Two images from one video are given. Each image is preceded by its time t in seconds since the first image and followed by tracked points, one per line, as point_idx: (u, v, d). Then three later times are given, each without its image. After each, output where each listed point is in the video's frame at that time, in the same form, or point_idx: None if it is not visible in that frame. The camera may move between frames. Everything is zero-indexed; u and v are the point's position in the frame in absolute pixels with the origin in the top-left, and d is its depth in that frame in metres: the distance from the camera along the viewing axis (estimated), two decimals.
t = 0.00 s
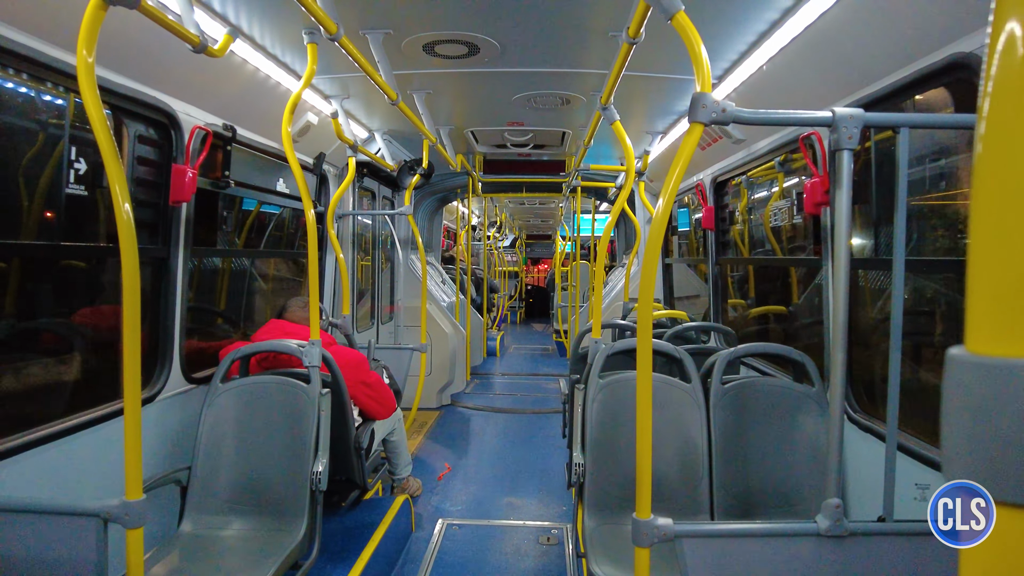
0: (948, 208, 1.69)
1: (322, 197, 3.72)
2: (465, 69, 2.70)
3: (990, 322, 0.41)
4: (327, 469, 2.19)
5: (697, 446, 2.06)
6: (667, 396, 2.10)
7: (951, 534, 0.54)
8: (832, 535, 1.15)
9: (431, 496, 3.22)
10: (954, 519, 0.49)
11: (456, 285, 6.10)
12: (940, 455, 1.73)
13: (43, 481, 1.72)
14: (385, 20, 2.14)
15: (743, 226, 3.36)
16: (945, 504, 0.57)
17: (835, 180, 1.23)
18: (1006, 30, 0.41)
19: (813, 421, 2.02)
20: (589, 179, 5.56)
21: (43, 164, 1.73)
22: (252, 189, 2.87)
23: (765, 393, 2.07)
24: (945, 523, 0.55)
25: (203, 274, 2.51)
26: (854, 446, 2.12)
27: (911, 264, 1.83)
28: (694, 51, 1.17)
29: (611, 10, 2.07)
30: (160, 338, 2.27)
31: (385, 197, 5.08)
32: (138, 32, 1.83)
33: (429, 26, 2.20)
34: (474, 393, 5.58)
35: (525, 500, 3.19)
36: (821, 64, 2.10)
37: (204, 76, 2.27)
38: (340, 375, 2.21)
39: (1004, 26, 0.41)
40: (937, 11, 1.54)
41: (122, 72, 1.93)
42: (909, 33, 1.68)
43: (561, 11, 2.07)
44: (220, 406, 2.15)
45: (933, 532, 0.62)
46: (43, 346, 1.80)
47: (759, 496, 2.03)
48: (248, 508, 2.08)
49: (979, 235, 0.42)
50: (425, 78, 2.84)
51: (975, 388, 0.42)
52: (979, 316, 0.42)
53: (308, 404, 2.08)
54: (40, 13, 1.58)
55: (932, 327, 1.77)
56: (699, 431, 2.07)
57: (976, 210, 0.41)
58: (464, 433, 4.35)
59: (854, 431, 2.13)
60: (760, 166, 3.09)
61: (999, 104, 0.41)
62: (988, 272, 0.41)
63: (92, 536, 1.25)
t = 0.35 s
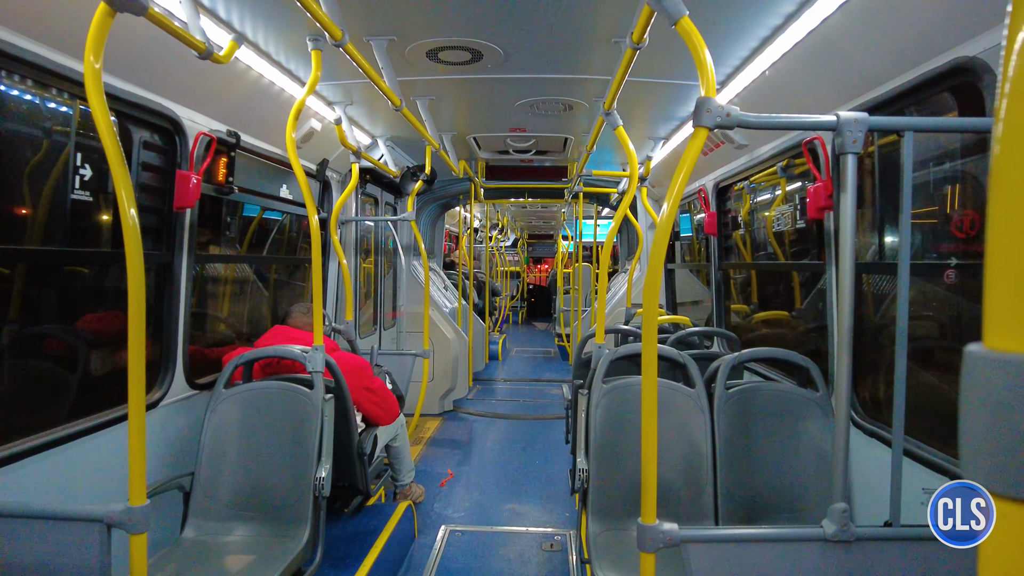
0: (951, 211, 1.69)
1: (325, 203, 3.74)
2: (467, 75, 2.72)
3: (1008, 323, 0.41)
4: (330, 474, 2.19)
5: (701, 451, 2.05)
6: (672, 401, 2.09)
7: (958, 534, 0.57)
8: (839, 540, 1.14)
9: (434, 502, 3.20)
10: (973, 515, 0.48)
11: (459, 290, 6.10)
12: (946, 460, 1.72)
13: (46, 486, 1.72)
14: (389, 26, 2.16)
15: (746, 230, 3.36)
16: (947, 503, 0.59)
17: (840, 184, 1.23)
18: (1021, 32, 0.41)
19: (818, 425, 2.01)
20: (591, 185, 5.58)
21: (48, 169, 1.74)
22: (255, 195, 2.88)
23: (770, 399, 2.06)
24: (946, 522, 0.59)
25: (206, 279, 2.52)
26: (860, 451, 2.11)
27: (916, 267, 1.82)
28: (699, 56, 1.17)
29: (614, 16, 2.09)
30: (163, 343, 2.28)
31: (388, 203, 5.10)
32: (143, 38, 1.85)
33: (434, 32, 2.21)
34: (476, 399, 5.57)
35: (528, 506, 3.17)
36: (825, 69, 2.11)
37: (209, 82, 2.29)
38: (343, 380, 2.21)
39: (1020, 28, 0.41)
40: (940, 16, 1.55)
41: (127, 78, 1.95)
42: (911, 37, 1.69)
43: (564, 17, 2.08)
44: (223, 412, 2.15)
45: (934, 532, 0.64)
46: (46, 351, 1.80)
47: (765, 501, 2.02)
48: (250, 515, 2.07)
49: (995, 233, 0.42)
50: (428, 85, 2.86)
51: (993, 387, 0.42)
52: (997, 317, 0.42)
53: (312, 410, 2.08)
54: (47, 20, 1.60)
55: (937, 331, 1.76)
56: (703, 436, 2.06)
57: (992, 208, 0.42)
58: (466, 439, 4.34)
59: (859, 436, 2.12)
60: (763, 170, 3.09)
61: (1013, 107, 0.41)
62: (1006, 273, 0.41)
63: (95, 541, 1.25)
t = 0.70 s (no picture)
0: (951, 214, 1.69)
1: (325, 205, 3.75)
2: (466, 77, 2.72)
3: (998, 331, 0.41)
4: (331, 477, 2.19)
5: (702, 453, 2.05)
6: (672, 403, 2.09)
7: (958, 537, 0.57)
8: (839, 543, 1.14)
9: (435, 503, 3.20)
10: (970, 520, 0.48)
11: (460, 291, 6.09)
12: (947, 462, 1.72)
13: (46, 490, 1.72)
14: (388, 30, 2.16)
15: (747, 231, 3.36)
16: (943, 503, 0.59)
17: (839, 187, 1.23)
18: (1014, 38, 0.41)
19: (819, 427, 2.01)
20: (591, 186, 5.59)
21: (48, 173, 1.74)
22: (256, 198, 2.89)
23: (770, 401, 2.05)
24: (946, 523, 0.57)
25: (206, 282, 2.52)
26: (860, 453, 2.10)
27: (916, 269, 1.82)
28: (697, 60, 1.17)
29: (613, 18, 2.08)
30: (164, 346, 2.28)
31: (388, 204, 5.10)
32: (142, 42, 1.85)
33: (432, 35, 2.22)
34: (477, 400, 5.57)
35: (529, 508, 3.17)
36: (824, 70, 2.11)
37: (209, 85, 2.29)
38: (344, 383, 2.21)
39: (1011, 34, 0.41)
40: (938, 19, 1.55)
41: (127, 82, 1.95)
42: (910, 39, 1.68)
43: (563, 19, 2.08)
44: (224, 415, 2.15)
45: (934, 533, 0.64)
46: (47, 355, 1.80)
47: (766, 504, 2.01)
48: (250, 517, 2.07)
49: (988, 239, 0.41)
50: (428, 87, 2.86)
51: (987, 397, 0.41)
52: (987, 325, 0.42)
53: (312, 413, 2.08)
54: (46, 25, 1.60)
55: (937, 333, 1.76)
56: (703, 438, 2.06)
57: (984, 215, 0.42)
58: (467, 440, 4.34)
59: (860, 437, 2.12)
60: (764, 171, 3.09)
61: (1006, 112, 0.41)
62: (998, 281, 0.41)
63: (95, 544, 1.25)
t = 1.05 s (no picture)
0: (956, 208, 1.68)
1: (327, 199, 3.75)
2: (469, 71, 2.71)
3: (1007, 321, 0.40)
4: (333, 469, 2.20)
5: (703, 448, 2.05)
6: (673, 397, 2.09)
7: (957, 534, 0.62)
8: (841, 536, 1.14)
9: (437, 497, 3.21)
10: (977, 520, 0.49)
11: (461, 286, 6.08)
12: (950, 456, 1.71)
13: (50, 481, 1.73)
14: (390, 22, 2.15)
15: (749, 226, 3.34)
16: (946, 502, 0.62)
17: (842, 179, 1.23)
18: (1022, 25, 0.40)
19: (821, 422, 2.00)
20: (593, 181, 5.58)
21: (51, 165, 1.75)
22: (258, 191, 2.88)
23: (771, 395, 2.05)
24: (946, 522, 0.63)
25: (209, 275, 2.53)
26: (862, 447, 2.10)
27: (919, 263, 1.81)
28: (701, 51, 1.16)
29: (616, 11, 2.07)
30: (166, 339, 2.29)
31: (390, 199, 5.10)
32: (144, 34, 1.85)
33: (434, 28, 2.21)
34: (478, 395, 5.57)
35: (530, 501, 3.18)
36: (828, 63, 2.09)
37: (211, 78, 2.29)
38: (346, 376, 2.22)
39: (1019, 21, 0.40)
40: (944, 10, 1.54)
41: (129, 75, 1.95)
42: (915, 32, 1.67)
43: (566, 12, 2.07)
44: (226, 407, 2.16)
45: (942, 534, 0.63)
46: (50, 348, 1.81)
47: (767, 498, 2.01)
48: (253, 509, 2.09)
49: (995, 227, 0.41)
50: (429, 80, 2.86)
51: (991, 387, 0.41)
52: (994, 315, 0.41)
53: (314, 405, 2.09)
54: (47, 17, 1.60)
55: (940, 328, 1.75)
56: (705, 432, 2.06)
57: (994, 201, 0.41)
58: (469, 434, 4.35)
59: (861, 432, 2.12)
60: (767, 166, 3.07)
61: (1015, 100, 0.40)
62: (1005, 269, 0.40)
63: (98, 534, 1.26)
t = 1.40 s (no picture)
0: (954, 206, 1.68)
1: (326, 198, 3.75)
2: (467, 69, 2.70)
3: (989, 331, 0.40)
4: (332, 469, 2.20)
5: (702, 447, 2.05)
6: (671, 397, 2.09)
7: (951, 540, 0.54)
8: (838, 537, 1.14)
9: (437, 496, 3.22)
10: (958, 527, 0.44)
11: (461, 284, 6.08)
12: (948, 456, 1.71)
13: (49, 482, 1.74)
14: (387, 21, 2.15)
15: (748, 224, 3.33)
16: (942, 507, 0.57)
17: (839, 180, 1.22)
18: (1004, 30, 0.39)
19: (819, 421, 2.00)
20: (593, 179, 5.57)
21: (49, 167, 1.75)
22: (256, 191, 2.88)
23: (769, 394, 2.05)
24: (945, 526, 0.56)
25: (207, 275, 2.53)
26: (861, 446, 2.10)
27: (917, 262, 1.81)
28: (696, 51, 1.15)
29: (613, 10, 2.07)
30: (165, 339, 2.29)
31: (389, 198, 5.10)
32: (140, 35, 1.85)
33: (431, 27, 2.20)
34: (479, 393, 5.58)
35: (530, 500, 3.18)
36: (825, 62, 2.08)
37: (208, 78, 2.29)
38: (345, 376, 2.22)
39: (1001, 26, 0.40)
40: (941, 9, 1.53)
41: (126, 75, 1.95)
42: (912, 31, 1.67)
43: (563, 11, 2.06)
44: (226, 407, 2.17)
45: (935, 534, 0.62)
46: (49, 349, 1.81)
47: (766, 497, 2.01)
48: (253, 509, 2.09)
49: (976, 233, 0.41)
50: (427, 79, 2.85)
51: (974, 398, 0.41)
52: (976, 325, 0.41)
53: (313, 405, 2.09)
54: (43, 18, 1.59)
55: (939, 327, 1.75)
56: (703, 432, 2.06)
57: (974, 207, 0.41)
58: (469, 433, 4.35)
59: (860, 431, 2.12)
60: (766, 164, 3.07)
61: (996, 104, 0.40)
62: (991, 278, 0.39)
63: (98, 536, 1.27)
